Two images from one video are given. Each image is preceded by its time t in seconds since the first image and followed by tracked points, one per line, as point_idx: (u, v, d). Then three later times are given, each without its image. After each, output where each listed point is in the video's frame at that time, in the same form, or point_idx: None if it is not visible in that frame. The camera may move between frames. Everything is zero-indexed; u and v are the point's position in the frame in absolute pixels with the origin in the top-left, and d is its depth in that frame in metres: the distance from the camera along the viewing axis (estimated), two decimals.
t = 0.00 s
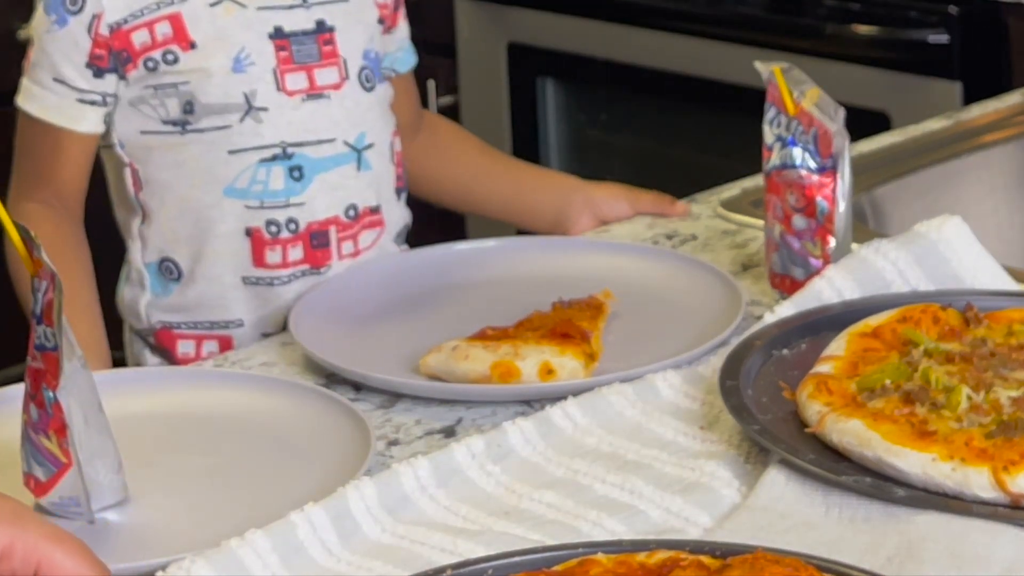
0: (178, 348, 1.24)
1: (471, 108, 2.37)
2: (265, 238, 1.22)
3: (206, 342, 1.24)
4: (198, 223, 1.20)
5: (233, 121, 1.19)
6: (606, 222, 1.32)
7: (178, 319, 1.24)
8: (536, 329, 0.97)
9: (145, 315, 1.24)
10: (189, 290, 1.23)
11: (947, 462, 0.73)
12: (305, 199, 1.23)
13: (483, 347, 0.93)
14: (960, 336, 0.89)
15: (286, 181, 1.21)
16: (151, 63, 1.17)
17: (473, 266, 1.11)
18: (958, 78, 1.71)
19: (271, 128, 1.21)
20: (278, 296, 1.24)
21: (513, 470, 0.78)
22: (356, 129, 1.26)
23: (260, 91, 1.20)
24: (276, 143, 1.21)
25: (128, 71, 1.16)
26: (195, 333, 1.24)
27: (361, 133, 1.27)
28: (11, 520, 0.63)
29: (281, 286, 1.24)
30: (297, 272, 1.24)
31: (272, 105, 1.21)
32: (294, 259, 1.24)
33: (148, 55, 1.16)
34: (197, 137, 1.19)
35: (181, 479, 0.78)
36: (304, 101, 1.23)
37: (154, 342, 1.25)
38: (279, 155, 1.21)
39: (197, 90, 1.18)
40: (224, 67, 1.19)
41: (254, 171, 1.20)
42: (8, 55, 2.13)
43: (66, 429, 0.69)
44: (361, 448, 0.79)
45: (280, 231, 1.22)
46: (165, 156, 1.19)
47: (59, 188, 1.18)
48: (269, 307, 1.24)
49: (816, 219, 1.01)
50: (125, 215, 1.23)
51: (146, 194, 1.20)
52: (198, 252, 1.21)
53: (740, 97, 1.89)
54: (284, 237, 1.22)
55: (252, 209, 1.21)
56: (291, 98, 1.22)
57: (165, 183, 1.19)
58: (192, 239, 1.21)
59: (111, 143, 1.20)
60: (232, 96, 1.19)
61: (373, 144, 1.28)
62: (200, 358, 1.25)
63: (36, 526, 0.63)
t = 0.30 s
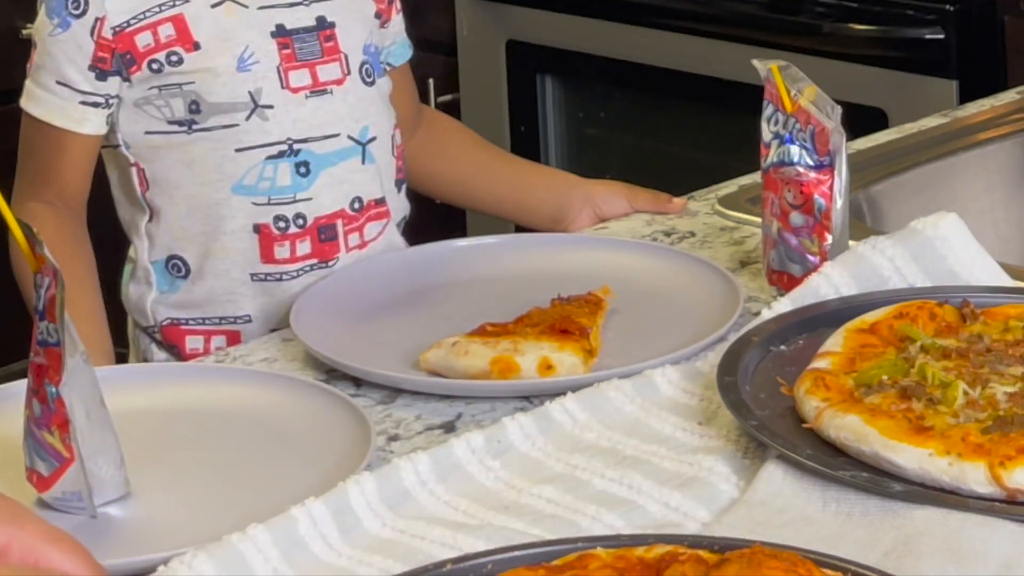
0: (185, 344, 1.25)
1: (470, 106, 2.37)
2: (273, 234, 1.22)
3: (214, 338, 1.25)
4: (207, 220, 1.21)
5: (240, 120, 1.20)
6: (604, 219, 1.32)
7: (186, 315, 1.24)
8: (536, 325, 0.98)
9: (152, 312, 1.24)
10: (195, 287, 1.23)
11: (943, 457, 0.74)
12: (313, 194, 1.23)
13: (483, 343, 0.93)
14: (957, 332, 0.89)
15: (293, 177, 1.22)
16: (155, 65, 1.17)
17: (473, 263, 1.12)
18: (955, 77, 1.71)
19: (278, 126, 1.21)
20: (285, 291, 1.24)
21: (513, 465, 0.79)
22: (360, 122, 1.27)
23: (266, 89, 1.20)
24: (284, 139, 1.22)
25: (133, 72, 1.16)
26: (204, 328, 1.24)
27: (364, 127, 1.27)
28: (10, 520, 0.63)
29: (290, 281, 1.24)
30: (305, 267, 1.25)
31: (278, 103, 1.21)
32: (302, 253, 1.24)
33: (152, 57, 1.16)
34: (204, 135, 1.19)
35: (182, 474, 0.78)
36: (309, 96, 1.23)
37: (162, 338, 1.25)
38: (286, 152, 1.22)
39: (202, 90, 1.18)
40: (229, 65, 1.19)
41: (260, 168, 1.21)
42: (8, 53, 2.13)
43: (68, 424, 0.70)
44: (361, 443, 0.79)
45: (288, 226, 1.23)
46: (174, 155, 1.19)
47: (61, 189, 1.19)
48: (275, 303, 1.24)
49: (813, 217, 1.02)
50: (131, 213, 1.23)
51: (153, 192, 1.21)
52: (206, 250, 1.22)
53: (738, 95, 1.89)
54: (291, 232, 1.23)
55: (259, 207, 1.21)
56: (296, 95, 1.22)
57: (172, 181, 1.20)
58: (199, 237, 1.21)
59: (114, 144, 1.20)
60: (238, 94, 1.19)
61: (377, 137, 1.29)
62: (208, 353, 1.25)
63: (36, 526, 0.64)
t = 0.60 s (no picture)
0: (185, 348, 1.25)
1: (469, 106, 2.37)
2: (272, 236, 1.22)
3: (214, 341, 1.25)
4: (205, 222, 1.21)
5: (236, 122, 1.19)
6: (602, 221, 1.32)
7: (186, 319, 1.24)
8: (537, 326, 0.98)
9: (151, 317, 1.24)
10: (195, 290, 1.23)
11: (945, 459, 0.74)
12: (310, 196, 1.23)
13: (483, 344, 0.93)
14: (958, 334, 0.89)
15: (291, 179, 1.22)
16: (151, 69, 1.16)
17: (473, 264, 1.12)
18: (956, 77, 1.71)
19: (276, 128, 1.21)
20: (284, 293, 1.24)
21: (513, 467, 0.79)
22: (359, 125, 1.27)
23: (262, 91, 1.20)
24: (282, 142, 1.21)
25: (128, 77, 1.16)
26: (204, 332, 1.25)
27: (364, 130, 1.27)
28: (7, 513, 0.63)
29: (290, 283, 1.24)
30: (305, 269, 1.24)
31: (274, 105, 1.21)
32: (302, 256, 1.24)
33: (148, 62, 1.16)
34: (201, 138, 1.19)
35: (182, 476, 0.78)
36: (305, 100, 1.23)
37: (161, 342, 1.25)
38: (284, 154, 1.22)
39: (199, 93, 1.18)
40: (226, 67, 1.19)
41: (258, 170, 1.21)
42: (7, 54, 2.13)
43: (68, 426, 0.70)
44: (361, 445, 0.79)
45: (286, 229, 1.22)
46: (172, 157, 1.19)
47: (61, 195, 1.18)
48: (275, 306, 1.24)
49: (815, 218, 1.01)
50: (130, 216, 1.23)
51: (151, 196, 1.21)
52: (205, 253, 1.22)
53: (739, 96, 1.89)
54: (291, 234, 1.23)
55: (258, 209, 1.21)
56: (292, 97, 1.22)
57: (170, 184, 1.20)
58: (198, 239, 1.21)
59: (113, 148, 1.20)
60: (236, 96, 1.19)
61: (376, 139, 1.29)
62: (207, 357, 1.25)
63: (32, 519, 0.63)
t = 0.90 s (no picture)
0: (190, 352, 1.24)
1: (472, 108, 2.37)
2: (279, 240, 1.22)
3: (219, 346, 1.24)
4: (207, 224, 1.20)
5: (243, 124, 1.19)
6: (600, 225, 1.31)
7: (192, 324, 1.23)
8: (539, 329, 0.97)
9: (156, 321, 1.24)
10: (199, 293, 1.22)
11: (948, 462, 0.73)
12: (318, 199, 1.23)
13: (484, 347, 0.93)
14: (961, 336, 0.88)
15: (298, 182, 1.21)
16: (158, 73, 1.16)
17: (475, 266, 1.11)
18: (959, 77, 1.71)
19: (283, 130, 1.21)
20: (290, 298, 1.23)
21: (513, 470, 0.78)
22: (365, 127, 1.26)
23: (269, 93, 1.20)
24: (289, 143, 1.21)
25: (134, 82, 1.16)
26: (209, 337, 1.24)
27: (370, 133, 1.27)
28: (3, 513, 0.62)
29: (295, 287, 1.23)
30: (309, 273, 1.24)
31: (281, 107, 1.21)
32: (308, 259, 1.24)
33: (154, 65, 1.16)
34: (209, 140, 1.19)
35: (181, 479, 0.78)
36: (314, 101, 1.22)
37: (167, 346, 1.24)
38: (292, 156, 1.21)
39: (206, 96, 1.18)
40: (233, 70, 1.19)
41: (266, 172, 1.20)
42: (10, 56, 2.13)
43: (67, 429, 0.69)
44: (362, 447, 0.79)
45: (293, 232, 1.22)
46: (177, 159, 1.19)
47: (66, 199, 1.19)
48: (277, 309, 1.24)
49: (816, 220, 1.01)
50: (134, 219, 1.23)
51: (156, 199, 1.21)
52: (207, 255, 1.21)
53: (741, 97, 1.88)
54: (297, 237, 1.22)
55: (264, 212, 1.21)
56: (300, 99, 1.22)
57: (174, 186, 1.20)
58: (200, 241, 1.21)
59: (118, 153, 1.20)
60: (240, 99, 1.19)
61: (381, 142, 1.28)
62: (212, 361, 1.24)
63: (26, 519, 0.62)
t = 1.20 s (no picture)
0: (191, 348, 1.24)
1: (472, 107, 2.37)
2: (280, 237, 1.22)
3: (220, 342, 1.24)
4: (209, 222, 1.20)
5: (247, 121, 1.19)
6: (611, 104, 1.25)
7: (193, 320, 1.24)
8: (541, 330, 0.97)
9: (159, 317, 1.24)
10: (200, 290, 1.23)
11: (948, 462, 0.73)
12: (320, 199, 1.23)
13: (488, 348, 0.93)
14: (961, 336, 0.88)
15: (300, 180, 1.21)
16: (164, 68, 1.16)
17: (476, 266, 1.11)
18: (959, 77, 1.71)
19: (288, 128, 1.21)
20: (292, 296, 1.24)
21: (513, 470, 0.78)
22: (372, 127, 1.26)
23: (274, 91, 1.20)
24: (292, 142, 1.21)
25: (141, 75, 1.16)
26: (210, 333, 1.24)
27: (377, 132, 1.26)
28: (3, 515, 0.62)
29: (295, 285, 1.24)
30: (312, 272, 1.24)
31: (287, 105, 1.21)
32: (309, 258, 1.23)
33: (160, 61, 1.16)
34: (212, 136, 1.19)
35: (180, 480, 0.78)
36: (319, 101, 1.22)
37: (169, 341, 1.24)
38: (295, 154, 1.21)
39: (211, 92, 1.18)
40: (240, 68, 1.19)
41: (269, 170, 1.20)
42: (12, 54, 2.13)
43: (66, 429, 0.70)
44: (362, 447, 0.79)
45: (294, 230, 1.22)
46: (181, 155, 1.19)
47: (72, 191, 1.19)
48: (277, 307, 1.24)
49: (816, 220, 1.01)
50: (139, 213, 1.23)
51: (161, 195, 1.21)
52: (209, 253, 1.21)
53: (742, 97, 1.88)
54: (298, 236, 1.22)
55: (267, 209, 1.21)
56: (306, 98, 1.22)
57: (178, 183, 1.20)
58: (202, 237, 1.21)
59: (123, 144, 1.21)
60: (244, 97, 1.19)
61: (388, 142, 1.28)
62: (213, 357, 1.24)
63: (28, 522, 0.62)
